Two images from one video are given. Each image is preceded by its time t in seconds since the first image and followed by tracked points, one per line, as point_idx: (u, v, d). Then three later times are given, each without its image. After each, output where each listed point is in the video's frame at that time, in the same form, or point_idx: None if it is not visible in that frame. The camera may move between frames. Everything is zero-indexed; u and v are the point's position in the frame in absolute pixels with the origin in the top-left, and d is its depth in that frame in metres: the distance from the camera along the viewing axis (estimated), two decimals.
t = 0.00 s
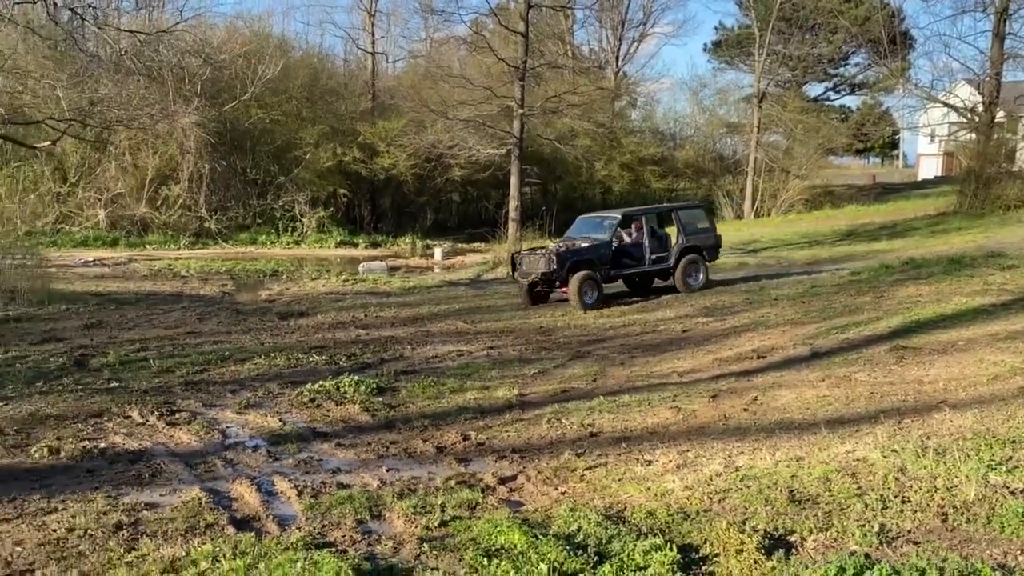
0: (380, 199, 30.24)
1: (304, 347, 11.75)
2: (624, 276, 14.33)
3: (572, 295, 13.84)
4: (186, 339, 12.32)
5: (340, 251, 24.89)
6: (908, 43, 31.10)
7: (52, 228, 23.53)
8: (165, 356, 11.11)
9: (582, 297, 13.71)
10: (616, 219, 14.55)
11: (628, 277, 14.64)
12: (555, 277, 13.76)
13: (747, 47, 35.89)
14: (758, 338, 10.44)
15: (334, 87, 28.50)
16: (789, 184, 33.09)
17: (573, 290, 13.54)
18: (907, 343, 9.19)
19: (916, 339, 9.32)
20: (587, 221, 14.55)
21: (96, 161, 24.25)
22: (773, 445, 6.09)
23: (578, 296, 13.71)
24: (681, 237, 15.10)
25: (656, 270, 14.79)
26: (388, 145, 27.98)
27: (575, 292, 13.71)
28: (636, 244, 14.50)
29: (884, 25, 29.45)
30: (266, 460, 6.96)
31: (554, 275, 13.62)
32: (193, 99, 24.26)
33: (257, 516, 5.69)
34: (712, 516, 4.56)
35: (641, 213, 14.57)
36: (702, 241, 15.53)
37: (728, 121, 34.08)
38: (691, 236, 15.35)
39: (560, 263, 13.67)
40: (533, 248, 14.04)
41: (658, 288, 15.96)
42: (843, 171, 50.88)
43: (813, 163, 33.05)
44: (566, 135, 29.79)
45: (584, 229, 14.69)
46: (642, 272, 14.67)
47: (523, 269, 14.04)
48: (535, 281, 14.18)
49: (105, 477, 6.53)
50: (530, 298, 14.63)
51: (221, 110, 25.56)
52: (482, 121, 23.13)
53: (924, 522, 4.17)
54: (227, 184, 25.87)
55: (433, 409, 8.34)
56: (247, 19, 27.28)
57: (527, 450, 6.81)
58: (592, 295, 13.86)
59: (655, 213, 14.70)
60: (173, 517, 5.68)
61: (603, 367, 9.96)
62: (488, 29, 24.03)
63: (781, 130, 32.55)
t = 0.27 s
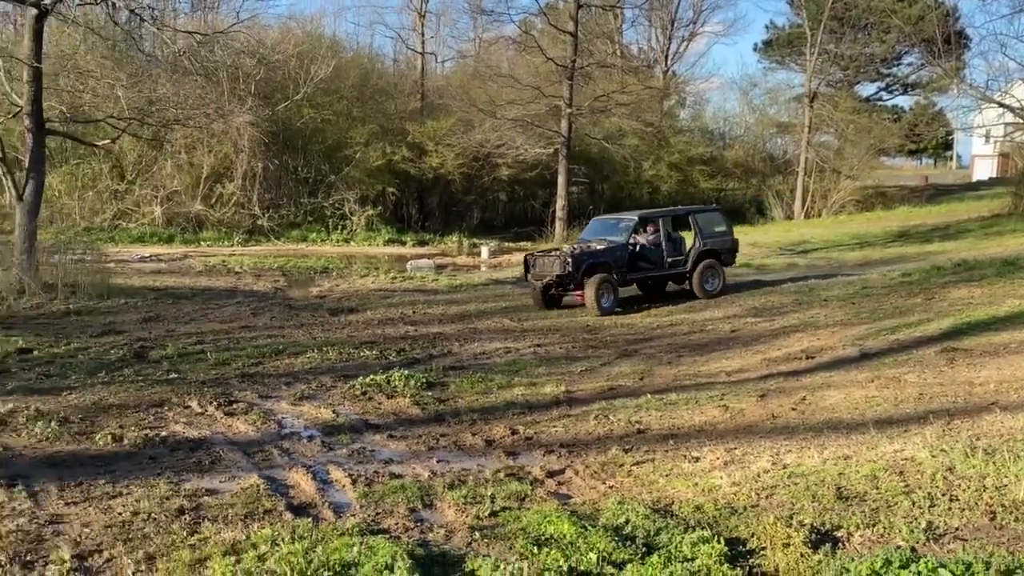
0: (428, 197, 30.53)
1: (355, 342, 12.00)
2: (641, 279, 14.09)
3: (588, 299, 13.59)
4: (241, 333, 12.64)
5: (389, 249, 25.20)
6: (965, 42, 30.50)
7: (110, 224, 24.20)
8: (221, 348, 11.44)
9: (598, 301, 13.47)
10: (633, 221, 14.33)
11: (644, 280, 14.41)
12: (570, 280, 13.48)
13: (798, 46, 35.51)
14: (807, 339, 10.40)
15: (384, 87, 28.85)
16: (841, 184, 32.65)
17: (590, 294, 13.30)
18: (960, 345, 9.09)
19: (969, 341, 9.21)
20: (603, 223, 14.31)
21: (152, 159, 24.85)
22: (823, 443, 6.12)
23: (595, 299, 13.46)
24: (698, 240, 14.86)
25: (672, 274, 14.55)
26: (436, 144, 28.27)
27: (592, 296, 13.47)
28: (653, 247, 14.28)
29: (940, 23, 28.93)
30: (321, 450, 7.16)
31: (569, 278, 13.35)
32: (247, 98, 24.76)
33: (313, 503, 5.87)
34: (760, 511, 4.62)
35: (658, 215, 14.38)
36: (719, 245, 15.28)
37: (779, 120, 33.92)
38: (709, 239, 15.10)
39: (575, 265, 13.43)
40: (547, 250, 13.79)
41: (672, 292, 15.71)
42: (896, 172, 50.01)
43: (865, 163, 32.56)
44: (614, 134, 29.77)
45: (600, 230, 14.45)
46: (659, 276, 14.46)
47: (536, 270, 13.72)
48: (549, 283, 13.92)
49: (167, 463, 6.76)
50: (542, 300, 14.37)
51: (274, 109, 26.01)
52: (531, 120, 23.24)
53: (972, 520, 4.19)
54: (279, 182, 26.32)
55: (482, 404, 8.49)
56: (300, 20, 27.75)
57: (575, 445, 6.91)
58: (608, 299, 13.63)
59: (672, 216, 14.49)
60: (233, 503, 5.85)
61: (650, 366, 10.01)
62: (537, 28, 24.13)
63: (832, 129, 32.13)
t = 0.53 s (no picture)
0: (466, 194, 30.71)
1: (394, 336, 12.17)
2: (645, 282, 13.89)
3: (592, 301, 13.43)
4: (282, 326, 12.88)
5: (426, 245, 25.39)
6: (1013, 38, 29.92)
7: (154, 218, 24.66)
8: (263, 341, 11.68)
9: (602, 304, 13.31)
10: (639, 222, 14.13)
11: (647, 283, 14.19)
12: (575, 281, 13.31)
13: (840, 42, 35.09)
14: (845, 338, 10.36)
15: (423, 84, 29.06)
16: (883, 182, 32.22)
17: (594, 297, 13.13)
18: (1002, 345, 9.00)
19: (1012, 342, 9.12)
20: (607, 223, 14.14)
21: (195, 154, 25.30)
22: (861, 442, 6.13)
23: (601, 301, 13.30)
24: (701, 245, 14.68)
25: (676, 278, 14.35)
26: (474, 141, 28.42)
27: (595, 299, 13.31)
28: (658, 249, 14.09)
29: (988, 19, 28.41)
30: (361, 441, 7.30)
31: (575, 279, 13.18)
32: (288, 95, 25.10)
33: (353, 492, 6.00)
34: (794, 507, 4.67)
35: (663, 217, 14.19)
36: (722, 250, 15.11)
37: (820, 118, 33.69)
38: (713, 244, 14.93)
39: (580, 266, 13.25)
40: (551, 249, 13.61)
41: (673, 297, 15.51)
42: (941, 170, 49.17)
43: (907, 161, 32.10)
44: (652, 131, 29.68)
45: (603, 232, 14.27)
46: (663, 279, 14.24)
47: (539, 270, 13.53)
48: (551, 283, 13.77)
49: (212, 451, 6.93)
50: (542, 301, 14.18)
51: (314, 106, 26.36)
52: (569, 116, 23.27)
53: (1008, 517, 4.21)
54: (319, 177, 26.64)
55: (519, 399, 8.60)
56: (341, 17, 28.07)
57: (611, 440, 6.99)
58: (612, 301, 13.47)
59: (677, 219, 14.33)
60: (277, 491, 5.99)
61: (687, 364, 10.04)
62: (576, 25, 24.14)
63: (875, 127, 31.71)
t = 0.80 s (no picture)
0: (493, 190, 30.84)
1: (419, 330, 12.33)
2: (632, 283, 13.56)
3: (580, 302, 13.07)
4: (310, 319, 13.09)
5: (453, 241, 25.56)
6: None
7: (186, 213, 25.02)
8: (290, 334, 11.89)
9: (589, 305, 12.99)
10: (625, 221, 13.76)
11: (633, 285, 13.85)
12: (562, 281, 12.90)
13: (871, 40, 34.79)
14: (868, 336, 10.36)
15: (451, 80, 29.22)
16: (913, 181, 31.93)
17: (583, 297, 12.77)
18: None
19: None
20: (592, 222, 13.77)
21: (226, 150, 25.62)
22: (880, 437, 6.19)
23: (590, 301, 12.92)
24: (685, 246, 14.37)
25: (660, 280, 14.04)
26: (502, 137, 28.54)
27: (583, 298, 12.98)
28: (644, 249, 13.78)
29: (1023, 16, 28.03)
30: (384, 431, 7.44)
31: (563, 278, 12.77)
32: (318, 91, 25.37)
33: (375, 479, 6.13)
34: (806, 498, 4.76)
35: (650, 216, 13.85)
36: (705, 252, 14.83)
37: (849, 117, 33.45)
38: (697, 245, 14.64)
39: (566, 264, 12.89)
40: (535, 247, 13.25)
41: (655, 300, 15.18)
42: (973, 169, 48.57)
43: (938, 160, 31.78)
44: (680, 128, 29.61)
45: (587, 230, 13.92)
46: (649, 281, 13.91)
47: (523, 270, 13.07)
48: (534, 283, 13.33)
49: (240, 438, 7.07)
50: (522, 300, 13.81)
51: (344, 102, 26.59)
52: (596, 114, 23.29)
53: (1015, 511, 4.27)
54: (347, 173, 26.88)
55: (540, 391, 8.72)
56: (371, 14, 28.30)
57: (630, 432, 7.09)
58: (601, 302, 13.15)
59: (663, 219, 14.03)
60: (302, 476, 6.10)
61: (709, 359, 10.11)
62: (604, 22, 24.16)
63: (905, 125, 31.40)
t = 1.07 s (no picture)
0: (515, 182, 30.93)
1: (438, 320, 12.47)
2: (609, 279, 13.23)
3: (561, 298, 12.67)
4: (330, 310, 13.27)
5: (474, 233, 25.68)
6: None
7: (211, 204, 25.32)
8: (311, 323, 12.08)
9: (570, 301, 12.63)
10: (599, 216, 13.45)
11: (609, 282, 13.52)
12: (540, 277, 12.47)
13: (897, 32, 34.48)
14: (885, 328, 10.38)
15: (474, 73, 29.33)
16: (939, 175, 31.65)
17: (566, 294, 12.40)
18: None
19: None
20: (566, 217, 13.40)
21: (251, 141, 25.86)
22: (887, 426, 6.26)
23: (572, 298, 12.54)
24: (658, 242, 14.11)
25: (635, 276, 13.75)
26: (524, 130, 28.60)
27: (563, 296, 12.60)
28: (619, 245, 13.48)
29: None
30: (400, 417, 7.57)
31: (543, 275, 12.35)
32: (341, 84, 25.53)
33: (390, 462, 6.25)
34: (809, 484, 4.84)
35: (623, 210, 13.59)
36: (677, 248, 14.59)
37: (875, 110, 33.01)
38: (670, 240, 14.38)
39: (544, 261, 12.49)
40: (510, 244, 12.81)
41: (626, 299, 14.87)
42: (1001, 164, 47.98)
43: (964, 154, 31.48)
44: (703, 121, 29.52)
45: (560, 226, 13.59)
46: (624, 278, 13.61)
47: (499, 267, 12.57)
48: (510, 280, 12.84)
49: (260, 422, 7.19)
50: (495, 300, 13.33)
51: (367, 95, 26.77)
52: (618, 106, 23.29)
53: (1015, 497, 4.32)
54: (370, 165, 27.07)
55: (555, 380, 8.84)
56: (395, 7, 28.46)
57: (641, 421, 7.18)
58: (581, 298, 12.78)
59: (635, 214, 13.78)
60: (319, 459, 6.24)
61: (724, 351, 10.16)
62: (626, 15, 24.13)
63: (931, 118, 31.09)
